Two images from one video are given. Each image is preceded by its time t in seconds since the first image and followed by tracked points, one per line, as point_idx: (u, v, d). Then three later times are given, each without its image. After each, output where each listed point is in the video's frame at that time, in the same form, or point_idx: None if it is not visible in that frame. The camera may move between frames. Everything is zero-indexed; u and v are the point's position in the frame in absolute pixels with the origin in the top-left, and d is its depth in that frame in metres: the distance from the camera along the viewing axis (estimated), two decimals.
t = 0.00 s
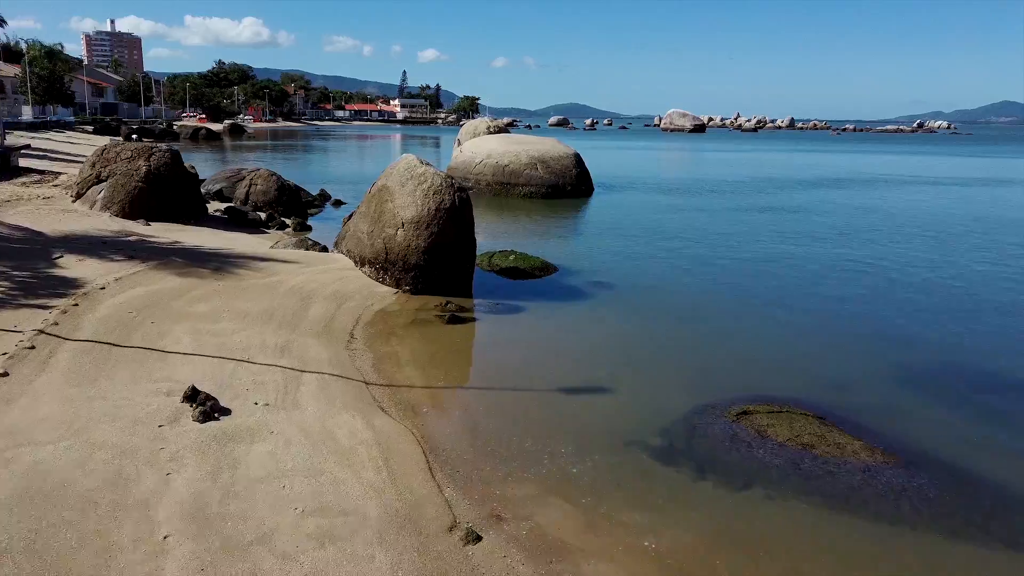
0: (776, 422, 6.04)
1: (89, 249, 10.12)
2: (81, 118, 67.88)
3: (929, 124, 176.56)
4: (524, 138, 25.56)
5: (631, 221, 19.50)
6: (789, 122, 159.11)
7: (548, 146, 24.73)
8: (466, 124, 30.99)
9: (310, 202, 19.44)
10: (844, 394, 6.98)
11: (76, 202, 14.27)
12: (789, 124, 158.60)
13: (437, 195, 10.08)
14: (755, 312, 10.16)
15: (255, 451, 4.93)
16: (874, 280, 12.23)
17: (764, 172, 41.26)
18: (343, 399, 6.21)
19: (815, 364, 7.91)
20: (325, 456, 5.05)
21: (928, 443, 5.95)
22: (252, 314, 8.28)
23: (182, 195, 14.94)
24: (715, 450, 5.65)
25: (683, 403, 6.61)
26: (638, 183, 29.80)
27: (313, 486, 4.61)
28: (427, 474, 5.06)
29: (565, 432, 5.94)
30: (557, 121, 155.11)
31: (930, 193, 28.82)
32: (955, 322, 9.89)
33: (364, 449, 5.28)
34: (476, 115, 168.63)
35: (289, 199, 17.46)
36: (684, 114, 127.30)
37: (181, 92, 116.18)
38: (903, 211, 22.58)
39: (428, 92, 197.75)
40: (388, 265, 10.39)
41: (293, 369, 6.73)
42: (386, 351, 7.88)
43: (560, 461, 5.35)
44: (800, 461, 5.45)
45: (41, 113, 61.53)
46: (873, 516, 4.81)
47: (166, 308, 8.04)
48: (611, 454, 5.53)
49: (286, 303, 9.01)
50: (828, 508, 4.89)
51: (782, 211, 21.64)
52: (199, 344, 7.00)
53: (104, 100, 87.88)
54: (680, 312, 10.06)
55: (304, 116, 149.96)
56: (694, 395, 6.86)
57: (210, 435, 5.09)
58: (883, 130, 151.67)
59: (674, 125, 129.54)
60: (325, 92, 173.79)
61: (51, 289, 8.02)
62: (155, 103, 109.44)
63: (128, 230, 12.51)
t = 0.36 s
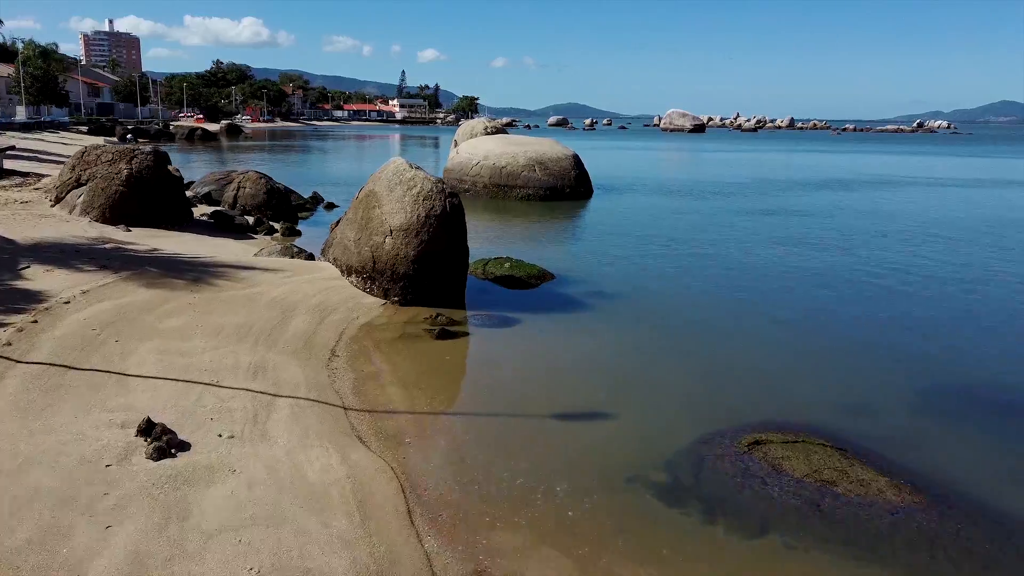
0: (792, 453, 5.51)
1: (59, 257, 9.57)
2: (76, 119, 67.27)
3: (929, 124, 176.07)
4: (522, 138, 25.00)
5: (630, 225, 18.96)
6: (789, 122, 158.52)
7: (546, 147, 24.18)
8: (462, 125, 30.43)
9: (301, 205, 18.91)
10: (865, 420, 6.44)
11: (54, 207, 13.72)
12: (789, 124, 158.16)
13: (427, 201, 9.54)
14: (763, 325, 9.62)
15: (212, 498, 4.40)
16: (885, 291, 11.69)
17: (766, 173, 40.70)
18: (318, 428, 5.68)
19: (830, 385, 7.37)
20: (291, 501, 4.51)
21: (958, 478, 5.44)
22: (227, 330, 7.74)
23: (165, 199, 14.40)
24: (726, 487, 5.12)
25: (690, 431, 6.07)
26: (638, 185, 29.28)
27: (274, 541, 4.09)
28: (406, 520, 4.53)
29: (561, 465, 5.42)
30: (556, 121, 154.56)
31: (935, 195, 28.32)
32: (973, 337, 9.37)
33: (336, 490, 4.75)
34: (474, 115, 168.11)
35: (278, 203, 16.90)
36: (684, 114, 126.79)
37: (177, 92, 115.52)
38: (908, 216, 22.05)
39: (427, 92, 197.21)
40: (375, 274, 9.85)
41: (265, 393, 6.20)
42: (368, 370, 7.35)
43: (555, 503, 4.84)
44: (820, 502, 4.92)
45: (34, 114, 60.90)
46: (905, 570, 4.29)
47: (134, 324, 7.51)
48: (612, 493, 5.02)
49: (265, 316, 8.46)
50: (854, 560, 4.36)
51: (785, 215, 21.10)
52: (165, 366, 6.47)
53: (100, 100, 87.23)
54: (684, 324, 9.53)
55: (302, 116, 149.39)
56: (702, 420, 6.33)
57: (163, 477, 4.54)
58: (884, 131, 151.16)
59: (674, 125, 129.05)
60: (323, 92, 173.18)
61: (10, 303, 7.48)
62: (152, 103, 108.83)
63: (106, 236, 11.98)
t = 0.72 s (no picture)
0: (813, 498, 4.96)
1: (24, 270, 9.00)
2: (71, 120, 66.71)
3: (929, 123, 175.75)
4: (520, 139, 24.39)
5: (631, 231, 18.42)
6: (789, 122, 158.19)
7: (544, 148, 23.57)
8: (460, 126, 29.86)
9: (292, 210, 18.35)
10: (892, 453, 5.93)
11: (30, 213, 13.14)
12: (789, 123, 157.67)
13: (416, 211, 8.98)
14: (777, 339, 9.10)
15: (155, 566, 3.85)
16: (900, 303, 11.13)
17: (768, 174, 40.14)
18: (287, 470, 5.12)
19: (852, 408, 6.86)
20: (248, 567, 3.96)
21: (996, 526, 4.90)
22: (197, 352, 7.17)
23: (147, 205, 13.84)
24: (742, 541, 4.57)
25: (703, 465, 5.56)
26: (639, 188, 28.72)
27: None
28: None
29: (556, 510, 4.89)
30: (555, 121, 154.09)
31: (941, 198, 27.79)
32: (996, 355, 8.82)
33: (301, 552, 4.17)
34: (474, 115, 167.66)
35: (267, 208, 16.33)
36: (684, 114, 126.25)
37: (175, 92, 114.93)
38: (915, 220, 21.53)
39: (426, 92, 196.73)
40: (361, 287, 9.29)
41: (232, 427, 5.63)
42: (348, 397, 6.78)
43: (549, 563, 4.30)
44: (848, 561, 4.37)
45: (29, 115, 60.34)
46: None
47: (96, 346, 6.93)
48: (613, 549, 4.47)
49: (241, 336, 7.89)
50: None
51: (790, 220, 20.57)
52: (123, 396, 5.90)
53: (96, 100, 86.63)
54: (693, 338, 9.02)
55: (301, 117, 148.86)
56: (715, 451, 5.81)
57: (100, 541, 3.97)
58: (884, 130, 150.67)
59: (674, 125, 128.55)
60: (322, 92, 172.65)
61: None
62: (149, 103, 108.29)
63: (81, 245, 11.41)
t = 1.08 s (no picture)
0: (843, 555, 4.46)
1: None
2: (66, 120, 66.09)
3: (930, 124, 175.24)
4: (519, 142, 23.83)
5: (632, 238, 17.90)
6: (789, 121, 157.73)
7: (543, 151, 23.02)
8: (457, 128, 29.30)
9: (283, 215, 17.79)
10: (918, 485, 5.58)
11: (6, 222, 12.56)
12: (789, 124, 157.27)
13: (406, 223, 8.41)
14: (790, 356, 8.79)
15: None
16: (914, 319, 10.65)
17: (770, 177, 39.60)
18: (253, 524, 4.57)
19: (870, 436, 6.51)
20: None
21: None
22: (165, 379, 6.61)
23: (129, 212, 13.27)
24: None
25: (716, 498, 5.23)
26: (640, 191, 28.21)
27: None
28: None
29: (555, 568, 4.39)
30: (555, 121, 153.55)
31: (947, 203, 27.32)
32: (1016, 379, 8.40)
33: None
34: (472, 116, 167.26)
35: (256, 214, 15.77)
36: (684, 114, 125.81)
37: (172, 92, 114.23)
38: (923, 228, 21.02)
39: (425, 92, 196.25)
40: (348, 303, 8.73)
41: (195, 471, 5.07)
42: (329, 430, 6.23)
43: None
44: None
45: (23, 115, 59.73)
46: None
47: (55, 374, 6.36)
48: None
49: (215, 358, 7.34)
50: None
51: (795, 227, 20.05)
52: (76, 433, 5.33)
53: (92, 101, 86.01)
54: (703, 356, 8.71)
55: (299, 117, 148.29)
56: (730, 482, 5.49)
57: None
58: (885, 131, 150.29)
59: (674, 125, 128.07)
60: (321, 92, 172.06)
61: None
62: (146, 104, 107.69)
63: (56, 256, 10.83)
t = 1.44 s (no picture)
0: None
1: None
2: (60, 120, 65.37)
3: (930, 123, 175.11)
4: (518, 143, 23.25)
5: (634, 245, 17.36)
6: (789, 121, 157.24)
7: (542, 153, 22.43)
8: (455, 129, 28.71)
9: (274, 220, 17.22)
10: (925, 519, 5.67)
11: None
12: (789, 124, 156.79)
13: (395, 234, 7.84)
14: (801, 372, 8.87)
15: None
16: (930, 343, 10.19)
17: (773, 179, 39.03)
18: None
19: (873, 474, 6.37)
20: None
21: None
22: (129, 409, 6.04)
23: (110, 219, 12.68)
24: None
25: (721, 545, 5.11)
26: (641, 194, 27.68)
27: None
28: None
29: None
30: (554, 122, 153.00)
31: (952, 209, 26.86)
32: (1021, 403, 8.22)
33: None
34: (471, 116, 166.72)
35: (244, 220, 15.17)
36: (684, 115, 125.32)
37: (170, 92, 113.50)
38: (931, 236, 20.53)
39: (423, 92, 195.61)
40: (334, 320, 8.16)
41: (151, 525, 4.51)
42: (307, 466, 5.66)
43: None
44: None
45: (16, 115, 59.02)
46: None
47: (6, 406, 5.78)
48: None
49: (188, 382, 6.76)
50: None
51: (801, 233, 19.53)
52: (20, 479, 4.76)
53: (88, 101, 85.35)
54: (715, 368, 8.82)
55: (297, 117, 147.61)
56: (740, 508, 5.64)
57: None
58: (884, 131, 149.91)
59: (673, 125, 127.53)
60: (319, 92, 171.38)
61: None
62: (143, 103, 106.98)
63: (29, 266, 10.24)
